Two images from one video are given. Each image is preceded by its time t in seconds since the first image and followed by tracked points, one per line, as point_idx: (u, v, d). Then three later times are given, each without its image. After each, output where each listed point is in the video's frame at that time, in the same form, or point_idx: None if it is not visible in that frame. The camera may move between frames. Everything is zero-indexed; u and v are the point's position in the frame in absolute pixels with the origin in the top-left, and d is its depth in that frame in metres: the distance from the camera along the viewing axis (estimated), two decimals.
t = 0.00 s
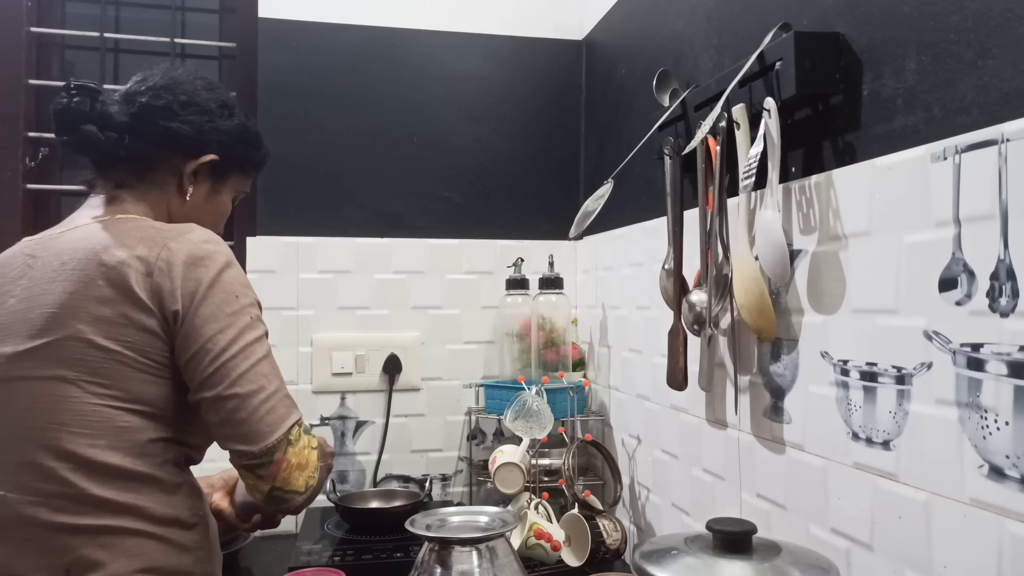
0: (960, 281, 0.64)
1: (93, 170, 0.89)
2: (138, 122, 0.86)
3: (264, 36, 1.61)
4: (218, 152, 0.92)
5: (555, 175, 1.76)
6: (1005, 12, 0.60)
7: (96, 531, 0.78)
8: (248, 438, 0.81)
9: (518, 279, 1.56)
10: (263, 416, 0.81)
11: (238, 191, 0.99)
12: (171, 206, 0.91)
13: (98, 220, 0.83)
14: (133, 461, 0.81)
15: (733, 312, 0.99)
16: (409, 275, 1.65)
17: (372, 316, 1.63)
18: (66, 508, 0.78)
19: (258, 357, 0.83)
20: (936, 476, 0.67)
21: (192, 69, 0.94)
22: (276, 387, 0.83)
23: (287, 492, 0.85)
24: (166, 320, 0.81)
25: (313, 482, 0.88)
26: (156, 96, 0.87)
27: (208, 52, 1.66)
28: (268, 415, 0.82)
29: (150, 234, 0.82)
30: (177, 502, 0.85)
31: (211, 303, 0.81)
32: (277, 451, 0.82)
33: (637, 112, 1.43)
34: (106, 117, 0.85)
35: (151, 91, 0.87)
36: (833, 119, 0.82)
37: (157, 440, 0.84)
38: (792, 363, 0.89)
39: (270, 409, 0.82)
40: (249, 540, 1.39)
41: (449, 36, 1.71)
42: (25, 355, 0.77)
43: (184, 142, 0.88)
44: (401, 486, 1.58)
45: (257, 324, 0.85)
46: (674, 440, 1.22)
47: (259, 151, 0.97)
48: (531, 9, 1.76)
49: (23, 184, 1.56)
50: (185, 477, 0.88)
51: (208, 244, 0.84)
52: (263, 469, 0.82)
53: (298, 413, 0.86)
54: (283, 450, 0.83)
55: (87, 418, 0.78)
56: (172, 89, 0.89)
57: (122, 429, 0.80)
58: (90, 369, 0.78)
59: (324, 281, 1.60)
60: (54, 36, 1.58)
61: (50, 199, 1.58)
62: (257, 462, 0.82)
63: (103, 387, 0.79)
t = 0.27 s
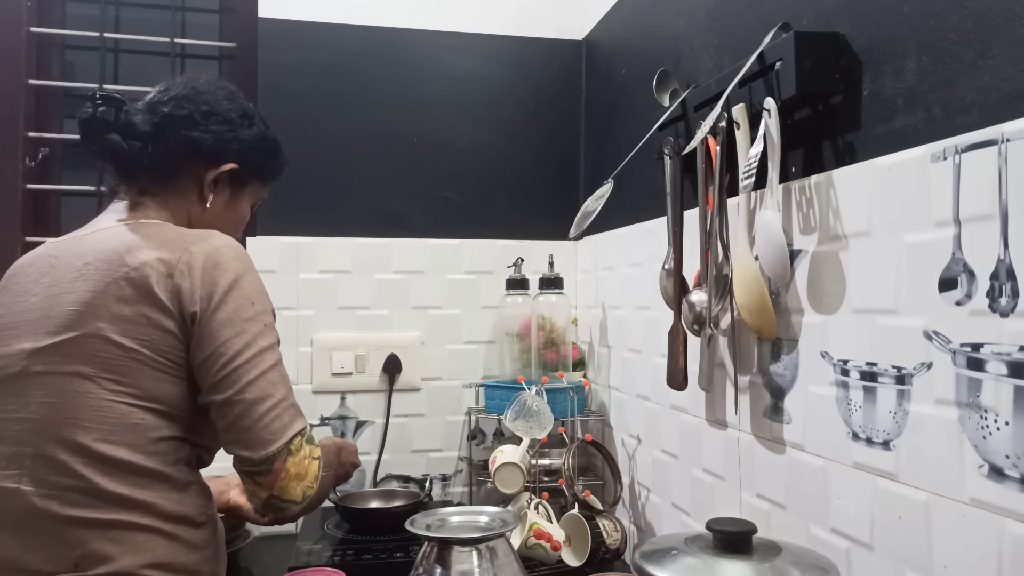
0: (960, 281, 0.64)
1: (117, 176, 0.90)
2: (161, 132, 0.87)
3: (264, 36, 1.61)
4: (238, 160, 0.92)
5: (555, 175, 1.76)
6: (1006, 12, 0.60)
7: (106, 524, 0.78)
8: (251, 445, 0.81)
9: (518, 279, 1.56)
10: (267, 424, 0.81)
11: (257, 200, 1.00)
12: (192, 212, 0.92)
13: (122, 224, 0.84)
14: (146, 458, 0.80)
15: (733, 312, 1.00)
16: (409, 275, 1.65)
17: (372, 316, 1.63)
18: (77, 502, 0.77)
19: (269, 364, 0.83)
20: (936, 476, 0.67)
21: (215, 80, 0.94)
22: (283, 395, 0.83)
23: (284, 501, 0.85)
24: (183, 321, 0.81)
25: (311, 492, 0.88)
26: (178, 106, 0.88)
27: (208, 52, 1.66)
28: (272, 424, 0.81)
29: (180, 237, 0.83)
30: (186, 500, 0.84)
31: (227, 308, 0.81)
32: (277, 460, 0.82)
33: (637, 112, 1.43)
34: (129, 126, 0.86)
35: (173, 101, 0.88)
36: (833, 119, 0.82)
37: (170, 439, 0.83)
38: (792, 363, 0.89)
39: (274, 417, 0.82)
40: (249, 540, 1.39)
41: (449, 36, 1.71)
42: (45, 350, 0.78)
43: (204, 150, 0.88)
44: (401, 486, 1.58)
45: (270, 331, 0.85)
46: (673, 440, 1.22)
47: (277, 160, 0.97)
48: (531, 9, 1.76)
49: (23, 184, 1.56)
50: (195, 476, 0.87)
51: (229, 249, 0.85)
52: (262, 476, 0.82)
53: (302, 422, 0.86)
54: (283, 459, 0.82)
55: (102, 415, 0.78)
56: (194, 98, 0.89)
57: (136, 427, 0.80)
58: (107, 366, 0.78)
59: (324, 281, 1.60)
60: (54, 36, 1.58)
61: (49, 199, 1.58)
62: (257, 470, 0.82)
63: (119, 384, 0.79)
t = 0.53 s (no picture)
0: (960, 281, 0.64)
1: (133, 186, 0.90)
2: (175, 143, 0.87)
3: (264, 36, 1.61)
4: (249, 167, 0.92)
5: (555, 175, 1.76)
6: (1005, 12, 0.60)
7: (114, 517, 0.77)
8: (269, 448, 0.82)
9: (518, 279, 1.56)
10: (285, 428, 0.82)
11: (268, 207, 1.00)
12: (207, 220, 0.93)
13: (135, 229, 0.85)
14: (160, 454, 0.80)
15: (733, 312, 0.99)
16: (409, 275, 1.65)
17: (372, 316, 1.63)
18: (90, 495, 0.76)
19: (286, 367, 0.83)
20: (937, 476, 0.67)
21: (224, 88, 0.95)
22: (300, 398, 0.84)
23: (300, 502, 0.86)
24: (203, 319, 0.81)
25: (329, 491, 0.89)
26: (190, 117, 0.88)
27: (208, 52, 1.66)
28: (289, 428, 0.82)
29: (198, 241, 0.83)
30: (198, 496, 0.83)
31: (246, 309, 0.81)
32: (293, 463, 0.83)
33: (637, 112, 1.43)
34: (144, 138, 0.87)
35: (185, 111, 0.88)
36: (833, 119, 0.82)
37: (185, 436, 0.83)
38: (792, 363, 0.89)
39: (292, 421, 0.83)
40: (248, 540, 1.39)
41: (449, 36, 1.71)
42: (65, 346, 0.78)
43: (217, 159, 0.89)
44: (401, 486, 1.57)
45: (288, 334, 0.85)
46: (674, 439, 1.22)
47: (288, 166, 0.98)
48: (531, 9, 1.76)
49: (23, 184, 1.56)
50: (207, 475, 0.86)
51: (241, 250, 0.85)
52: (279, 479, 0.84)
53: (318, 424, 0.86)
54: (298, 462, 0.83)
55: (119, 410, 0.78)
56: (205, 109, 0.89)
57: (152, 422, 0.79)
58: (125, 361, 0.78)
59: (324, 281, 1.60)
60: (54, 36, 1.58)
61: (49, 199, 1.58)
62: (275, 472, 0.83)
63: (137, 380, 0.79)
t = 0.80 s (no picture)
0: (960, 282, 0.64)
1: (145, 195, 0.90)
2: (188, 154, 0.88)
3: (264, 36, 1.61)
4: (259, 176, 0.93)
5: (555, 175, 1.76)
6: (1005, 12, 0.60)
7: (126, 511, 0.76)
8: (300, 444, 0.87)
9: (518, 279, 1.56)
10: (314, 425, 0.86)
11: (276, 214, 1.01)
12: (219, 228, 0.93)
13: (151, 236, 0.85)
14: (176, 451, 0.80)
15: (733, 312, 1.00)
16: (409, 275, 1.65)
17: (372, 316, 1.63)
18: (104, 489, 0.76)
19: (309, 369, 0.86)
20: (936, 476, 0.67)
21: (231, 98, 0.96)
22: (325, 398, 0.88)
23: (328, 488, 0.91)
24: (226, 322, 0.82)
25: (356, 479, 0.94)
26: (202, 128, 0.89)
27: (208, 52, 1.66)
28: (318, 425, 0.87)
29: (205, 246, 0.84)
30: (208, 494, 0.83)
31: (271, 313, 0.84)
32: (322, 455, 0.88)
33: (637, 113, 1.43)
34: (159, 150, 0.87)
35: (197, 124, 0.89)
36: (833, 119, 0.82)
37: (200, 435, 0.83)
38: (792, 363, 0.89)
39: (319, 419, 0.87)
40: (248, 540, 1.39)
41: (449, 36, 1.71)
42: (87, 341, 0.78)
43: (229, 169, 0.90)
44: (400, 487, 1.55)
45: (308, 337, 0.88)
46: (674, 439, 1.22)
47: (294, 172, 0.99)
48: (531, 9, 1.76)
49: (23, 184, 1.55)
50: (216, 475, 0.86)
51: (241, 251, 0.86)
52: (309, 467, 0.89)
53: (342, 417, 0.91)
54: (327, 454, 0.89)
55: (140, 406, 0.78)
56: (216, 120, 0.90)
57: (172, 420, 0.80)
58: (147, 358, 0.79)
59: (324, 281, 1.60)
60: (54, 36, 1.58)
61: (49, 199, 1.58)
62: (304, 463, 0.88)
63: (160, 377, 0.79)
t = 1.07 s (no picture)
0: (960, 281, 0.64)
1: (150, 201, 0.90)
2: (194, 162, 0.88)
3: (264, 36, 1.61)
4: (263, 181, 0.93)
5: (555, 175, 1.76)
6: (1005, 12, 0.60)
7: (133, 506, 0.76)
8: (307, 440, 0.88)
9: (518, 279, 1.56)
10: (322, 421, 0.88)
11: (278, 221, 1.02)
12: (223, 235, 0.94)
13: (158, 240, 0.85)
14: (184, 448, 0.80)
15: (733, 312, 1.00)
16: (409, 275, 1.65)
17: (372, 316, 1.63)
18: (111, 484, 0.75)
19: (316, 369, 0.88)
20: (937, 476, 0.67)
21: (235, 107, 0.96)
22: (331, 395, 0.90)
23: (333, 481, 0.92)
24: (236, 323, 0.83)
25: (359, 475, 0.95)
26: (207, 137, 0.89)
27: (208, 52, 1.66)
28: (326, 420, 0.89)
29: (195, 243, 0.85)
30: (212, 492, 0.83)
31: (280, 315, 0.85)
32: (327, 448, 0.89)
33: (637, 113, 1.43)
34: (165, 158, 0.87)
35: (202, 132, 0.90)
36: (833, 119, 0.82)
37: (207, 434, 0.83)
38: (792, 363, 0.89)
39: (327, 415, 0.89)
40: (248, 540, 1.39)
41: (449, 36, 1.71)
42: (97, 338, 0.78)
43: (234, 177, 0.90)
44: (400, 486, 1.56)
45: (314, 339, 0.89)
46: (674, 439, 1.22)
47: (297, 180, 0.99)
48: (531, 9, 1.76)
49: (23, 184, 1.55)
50: (220, 474, 0.86)
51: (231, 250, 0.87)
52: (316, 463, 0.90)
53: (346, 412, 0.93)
54: (333, 446, 0.90)
55: (150, 403, 0.78)
56: (220, 129, 0.91)
57: (180, 418, 0.80)
58: (158, 356, 0.79)
59: (324, 281, 1.60)
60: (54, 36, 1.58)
61: (49, 199, 1.58)
62: (310, 457, 0.89)
63: (171, 376, 0.79)
